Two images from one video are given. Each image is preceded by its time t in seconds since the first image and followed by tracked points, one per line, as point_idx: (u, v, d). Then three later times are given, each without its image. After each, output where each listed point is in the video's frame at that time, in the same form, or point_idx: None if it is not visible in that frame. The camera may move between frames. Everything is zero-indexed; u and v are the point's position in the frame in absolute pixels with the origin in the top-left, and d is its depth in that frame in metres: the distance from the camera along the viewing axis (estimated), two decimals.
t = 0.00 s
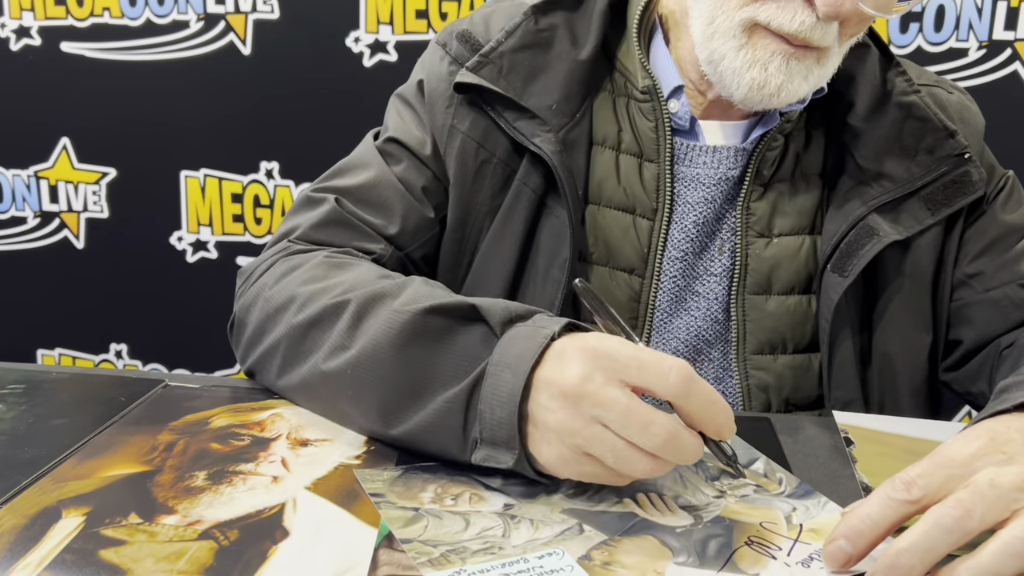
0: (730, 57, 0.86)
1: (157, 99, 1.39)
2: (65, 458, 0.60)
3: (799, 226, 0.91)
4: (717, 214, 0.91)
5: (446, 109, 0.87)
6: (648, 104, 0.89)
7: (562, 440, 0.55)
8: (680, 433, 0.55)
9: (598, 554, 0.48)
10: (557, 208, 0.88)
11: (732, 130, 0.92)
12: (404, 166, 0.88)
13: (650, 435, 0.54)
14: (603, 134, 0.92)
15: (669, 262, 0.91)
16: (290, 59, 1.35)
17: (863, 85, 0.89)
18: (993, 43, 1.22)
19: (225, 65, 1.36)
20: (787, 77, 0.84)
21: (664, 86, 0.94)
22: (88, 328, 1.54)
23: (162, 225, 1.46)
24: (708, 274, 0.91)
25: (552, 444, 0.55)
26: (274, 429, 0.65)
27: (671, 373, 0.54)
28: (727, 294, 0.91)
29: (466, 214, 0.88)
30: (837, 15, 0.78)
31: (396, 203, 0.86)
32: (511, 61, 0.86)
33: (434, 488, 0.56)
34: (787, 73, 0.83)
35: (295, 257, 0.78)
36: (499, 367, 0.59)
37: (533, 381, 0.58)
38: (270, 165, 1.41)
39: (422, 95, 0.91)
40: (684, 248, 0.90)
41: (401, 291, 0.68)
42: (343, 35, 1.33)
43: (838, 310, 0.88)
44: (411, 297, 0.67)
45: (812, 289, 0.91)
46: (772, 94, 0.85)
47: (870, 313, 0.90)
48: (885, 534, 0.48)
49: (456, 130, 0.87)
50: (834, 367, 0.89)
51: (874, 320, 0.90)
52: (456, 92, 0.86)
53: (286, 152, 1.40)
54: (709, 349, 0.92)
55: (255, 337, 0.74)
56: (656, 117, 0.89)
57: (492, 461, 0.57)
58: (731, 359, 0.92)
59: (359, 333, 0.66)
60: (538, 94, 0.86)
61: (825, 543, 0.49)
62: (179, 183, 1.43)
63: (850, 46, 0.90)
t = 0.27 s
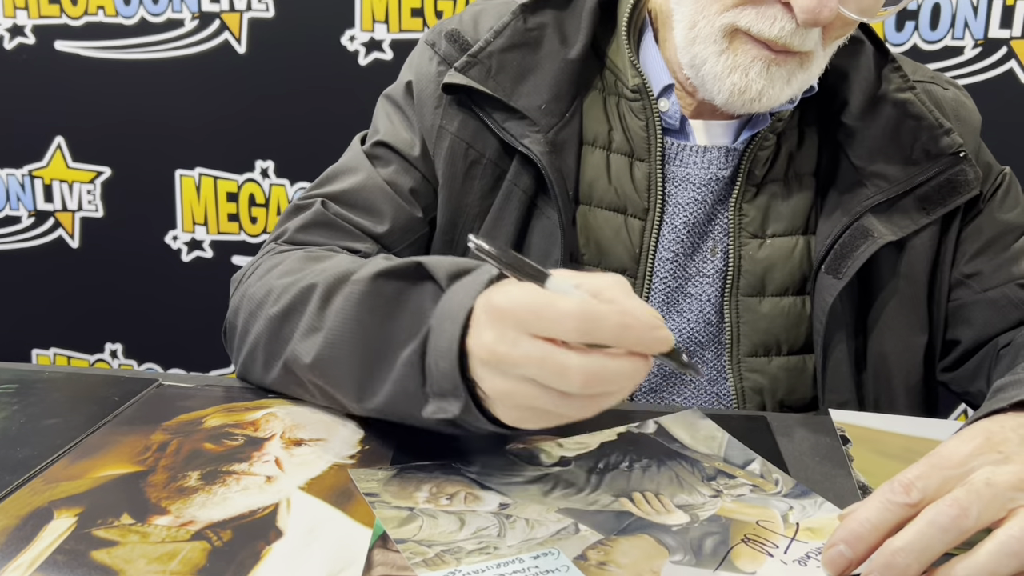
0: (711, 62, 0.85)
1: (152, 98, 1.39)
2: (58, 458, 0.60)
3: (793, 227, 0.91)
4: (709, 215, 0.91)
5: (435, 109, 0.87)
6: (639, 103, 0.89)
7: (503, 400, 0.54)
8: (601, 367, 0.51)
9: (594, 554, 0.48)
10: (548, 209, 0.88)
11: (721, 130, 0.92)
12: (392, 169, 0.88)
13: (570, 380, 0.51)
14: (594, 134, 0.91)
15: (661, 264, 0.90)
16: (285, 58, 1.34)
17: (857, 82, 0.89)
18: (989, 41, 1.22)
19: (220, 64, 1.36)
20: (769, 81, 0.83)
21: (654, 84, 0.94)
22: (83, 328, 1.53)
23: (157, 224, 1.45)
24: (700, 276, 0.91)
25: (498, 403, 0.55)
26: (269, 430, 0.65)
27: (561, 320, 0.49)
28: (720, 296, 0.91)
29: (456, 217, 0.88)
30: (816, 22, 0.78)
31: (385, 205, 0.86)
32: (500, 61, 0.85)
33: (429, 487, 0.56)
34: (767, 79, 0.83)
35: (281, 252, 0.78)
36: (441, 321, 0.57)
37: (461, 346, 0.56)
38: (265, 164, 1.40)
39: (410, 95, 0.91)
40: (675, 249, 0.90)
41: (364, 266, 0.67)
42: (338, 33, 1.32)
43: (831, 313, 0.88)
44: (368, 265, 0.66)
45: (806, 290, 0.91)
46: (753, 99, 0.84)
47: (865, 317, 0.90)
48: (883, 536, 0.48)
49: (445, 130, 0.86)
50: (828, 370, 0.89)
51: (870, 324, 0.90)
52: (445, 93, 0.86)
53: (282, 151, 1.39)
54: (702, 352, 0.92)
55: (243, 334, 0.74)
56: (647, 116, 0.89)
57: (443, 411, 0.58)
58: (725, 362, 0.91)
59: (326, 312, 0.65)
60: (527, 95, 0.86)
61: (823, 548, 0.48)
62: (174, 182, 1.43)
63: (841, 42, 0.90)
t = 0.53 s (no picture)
0: (704, 61, 0.85)
1: (146, 97, 1.38)
2: (49, 461, 0.59)
3: (785, 227, 0.91)
4: (700, 216, 0.90)
5: (427, 100, 0.86)
6: (633, 100, 0.89)
7: (560, 383, 0.54)
8: (677, 375, 0.55)
9: (590, 558, 0.47)
10: (541, 206, 0.87)
11: (713, 130, 0.92)
12: (386, 151, 0.87)
13: (648, 379, 0.54)
14: (587, 131, 0.91)
15: (651, 264, 0.90)
16: (280, 57, 1.34)
17: (852, 81, 0.89)
18: (986, 40, 1.22)
19: (215, 63, 1.35)
20: (760, 82, 0.83)
21: (648, 81, 0.93)
22: (77, 328, 1.52)
23: (151, 224, 1.45)
24: (692, 276, 0.91)
25: (549, 390, 0.55)
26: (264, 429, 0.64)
27: (667, 322, 0.54)
28: (711, 295, 0.91)
29: (444, 211, 0.88)
30: (810, 21, 0.77)
31: (375, 185, 0.85)
32: (494, 54, 0.85)
33: (423, 490, 0.55)
34: (758, 79, 0.83)
35: (269, 223, 0.76)
36: (485, 316, 0.56)
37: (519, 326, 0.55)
38: (260, 163, 1.40)
39: (405, 82, 0.90)
40: (667, 248, 0.90)
41: (377, 251, 0.65)
42: (334, 32, 1.32)
43: (825, 315, 0.87)
44: (392, 251, 0.64)
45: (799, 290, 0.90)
46: (745, 98, 0.84)
47: (859, 318, 0.90)
48: (881, 540, 0.48)
49: (437, 122, 0.85)
50: (821, 370, 0.88)
51: (863, 325, 0.90)
52: (439, 84, 0.85)
53: (277, 150, 1.39)
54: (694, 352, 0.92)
55: (223, 305, 0.72)
56: (641, 113, 0.89)
57: (477, 405, 0.56)
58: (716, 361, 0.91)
59: (332, 288, 0.64)
60: (521, 89, 0.86)
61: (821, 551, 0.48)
62: (169, 181, 1.42)
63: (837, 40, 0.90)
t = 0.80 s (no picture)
0: (698, 72, 0.85)
1: (143, 96, 1.37)
2: (45, 463, 0.59)
3: (780, 231, 0.91)
4: (695, 222, 0.90)
5: (415, 108, 0.86)
6: (624, 103, 0.89)
7: (562, 475, 0.54)
8: (681, 464, 0.53)
9: (589, 561, 0.47)
10: (533, 213, 0.86)
11: (706, 135, 0.91)
12: (375, 163, 0.86)
13: (650, 471, 0.52)
14: (579, 135, 0.91)
15: (646, 271, 0.90)
16: (278, 57, 1.33)
17: (846, 80, 0.89)
18: (984, 39, 1.21)
19: (212, 62, 1.34)
20: (756, 92, 0.83)
21: (640, 85, 0.93)
22: (74, 327, 1.52)
23: (148, 224, 1.44)
24: (687, 283, 0.90)
25: (553, 479, 0.54)
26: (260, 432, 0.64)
27: (666, 416, 0.53)
28: (707, 301, 0.90)
29: (437, 218, 0.87)
30: (810, 25, 0.77)
31: (364, 201, 0.85)
32: (482, 60, 0.84)
33: (421, 494, 0.55)
34: (754, 91, 0.82)
35: (261, 253, 0.76)
36: (480, 389, 0.57)
37: (520, 414, 0.57)
38: (258, 163, 1.39)
39: (392, 90, 0.89)
40: (661, 255, 0.89)
41: (376, 296, 0.68)
42: (331, 31, 1.31)
43: (820, 322, 0.88)
44: (388, 308, 0.66)
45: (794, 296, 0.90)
46: (740, 110, 0.84)
47: (855, 324, 0.90)
48: (885, 544, 0.47)
49: (426, 130, 0.85)
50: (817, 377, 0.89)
51: (861, 330, 0.90)
52: (426, 92, 0.85)
53: (274, 150, 1.38)
54: (689, 359, 0.91)
55: (215, 334, 0.72)
56: (633, 117, 0.88)
57: (467, 484, 0.55)
58: (712, 368, 0.91)
59: (328, 338, 0.65)
60: (510, 94, 0.85)
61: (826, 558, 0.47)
62: (166, 181, 1.41)
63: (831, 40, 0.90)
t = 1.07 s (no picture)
0: (697, 80, 0.85)
1: (141, 96, 1.37)
2: (43, 464, 0.58)
3: (779, 233, 0.91)
4: (694, 224, 0.90)
5: (411, 107, 0.85)
6: (622, 102, 0.88)
7: (564, 474, 0.53)
8: (684, 468, 0.53)
9: (589, 562, 0.47)
10: (529, 213, 0.86)
11: (705, 136, 0.91)
12: (371, 164, 0.86)
13: (654, 472, 0.52)
14: (576, 134, 0.90)
15: (645, 272, 0.89)
16: (276, 56, 1.33)
17: (846, 80, 0.88)
18: (984, 38, 1.21)
19: (210, 62, 1.34)
20: (756, 101, 0.83)
21: (638, 84, 0.93)
22: (72, 327, 1.51)
23: (147, 224, 1.44)
24: (686, 285, 0.90)
25: (554, 478, 0.54)
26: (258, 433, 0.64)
27: (672, 420, 0.53)
28: (705, 304, 0.90)
29: (433, 218, 0.87)
30: (812, 33, 0.76)
31: (359, 202, 0.84)
32: (478, 57, 0.84)
33: (421, 495, 0.55)
34: (754, 100, 0.82)
35: (259, 255, 0.76)
36: (484, 392, 0.57)
37: (525, 412, 0.57)
38: (256, 162, 1.39)
39: (388, 88, 0.89)
40: (658, 256, 0.89)
41: (377, 298, 0.68)
42: (330, 30, 1.31)
43: (819, 326, 0.88)
44: (391, 311, 0.66)
45: (793, 298, 0.90)
46: (740, 118, 0.83)
47: (855, 328, 0.90)
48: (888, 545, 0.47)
49: (421, 129, 0.85)
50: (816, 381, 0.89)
51: (860, 335, 0.90)
52: (422, 90, 0.84)
53: (273, 149, 1.38)
54: (688, 361, 0.91)
55: (213, 335, 0.72)
56: (631, 116, 0.88)
57: (466, 485, 0.55)
58: (710, 371, 0.91)
59: (329, 340, 0.65)
60: (506, 93, 0.85)
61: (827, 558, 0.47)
62: (164, 180, 1.41)
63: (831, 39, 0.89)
